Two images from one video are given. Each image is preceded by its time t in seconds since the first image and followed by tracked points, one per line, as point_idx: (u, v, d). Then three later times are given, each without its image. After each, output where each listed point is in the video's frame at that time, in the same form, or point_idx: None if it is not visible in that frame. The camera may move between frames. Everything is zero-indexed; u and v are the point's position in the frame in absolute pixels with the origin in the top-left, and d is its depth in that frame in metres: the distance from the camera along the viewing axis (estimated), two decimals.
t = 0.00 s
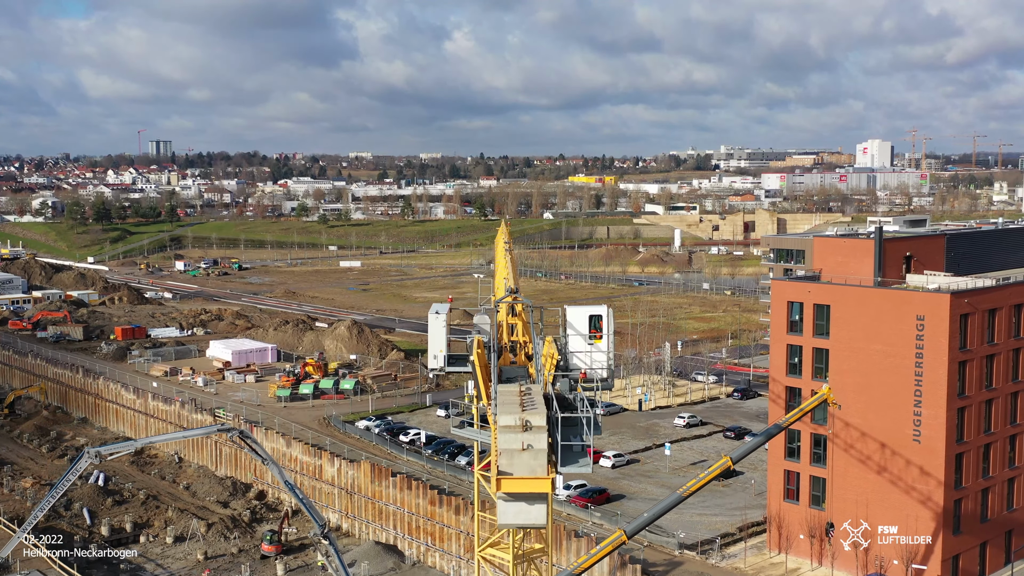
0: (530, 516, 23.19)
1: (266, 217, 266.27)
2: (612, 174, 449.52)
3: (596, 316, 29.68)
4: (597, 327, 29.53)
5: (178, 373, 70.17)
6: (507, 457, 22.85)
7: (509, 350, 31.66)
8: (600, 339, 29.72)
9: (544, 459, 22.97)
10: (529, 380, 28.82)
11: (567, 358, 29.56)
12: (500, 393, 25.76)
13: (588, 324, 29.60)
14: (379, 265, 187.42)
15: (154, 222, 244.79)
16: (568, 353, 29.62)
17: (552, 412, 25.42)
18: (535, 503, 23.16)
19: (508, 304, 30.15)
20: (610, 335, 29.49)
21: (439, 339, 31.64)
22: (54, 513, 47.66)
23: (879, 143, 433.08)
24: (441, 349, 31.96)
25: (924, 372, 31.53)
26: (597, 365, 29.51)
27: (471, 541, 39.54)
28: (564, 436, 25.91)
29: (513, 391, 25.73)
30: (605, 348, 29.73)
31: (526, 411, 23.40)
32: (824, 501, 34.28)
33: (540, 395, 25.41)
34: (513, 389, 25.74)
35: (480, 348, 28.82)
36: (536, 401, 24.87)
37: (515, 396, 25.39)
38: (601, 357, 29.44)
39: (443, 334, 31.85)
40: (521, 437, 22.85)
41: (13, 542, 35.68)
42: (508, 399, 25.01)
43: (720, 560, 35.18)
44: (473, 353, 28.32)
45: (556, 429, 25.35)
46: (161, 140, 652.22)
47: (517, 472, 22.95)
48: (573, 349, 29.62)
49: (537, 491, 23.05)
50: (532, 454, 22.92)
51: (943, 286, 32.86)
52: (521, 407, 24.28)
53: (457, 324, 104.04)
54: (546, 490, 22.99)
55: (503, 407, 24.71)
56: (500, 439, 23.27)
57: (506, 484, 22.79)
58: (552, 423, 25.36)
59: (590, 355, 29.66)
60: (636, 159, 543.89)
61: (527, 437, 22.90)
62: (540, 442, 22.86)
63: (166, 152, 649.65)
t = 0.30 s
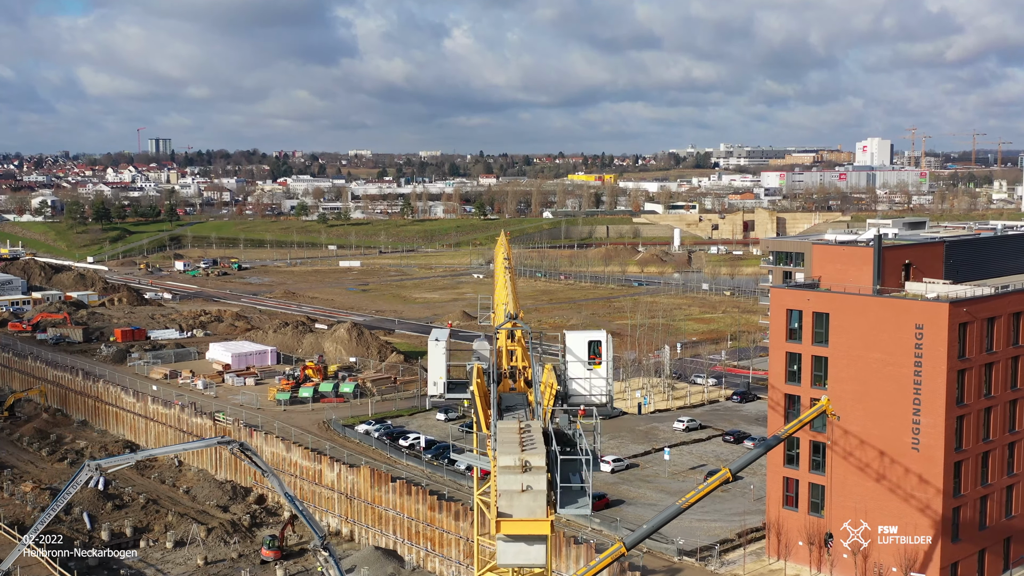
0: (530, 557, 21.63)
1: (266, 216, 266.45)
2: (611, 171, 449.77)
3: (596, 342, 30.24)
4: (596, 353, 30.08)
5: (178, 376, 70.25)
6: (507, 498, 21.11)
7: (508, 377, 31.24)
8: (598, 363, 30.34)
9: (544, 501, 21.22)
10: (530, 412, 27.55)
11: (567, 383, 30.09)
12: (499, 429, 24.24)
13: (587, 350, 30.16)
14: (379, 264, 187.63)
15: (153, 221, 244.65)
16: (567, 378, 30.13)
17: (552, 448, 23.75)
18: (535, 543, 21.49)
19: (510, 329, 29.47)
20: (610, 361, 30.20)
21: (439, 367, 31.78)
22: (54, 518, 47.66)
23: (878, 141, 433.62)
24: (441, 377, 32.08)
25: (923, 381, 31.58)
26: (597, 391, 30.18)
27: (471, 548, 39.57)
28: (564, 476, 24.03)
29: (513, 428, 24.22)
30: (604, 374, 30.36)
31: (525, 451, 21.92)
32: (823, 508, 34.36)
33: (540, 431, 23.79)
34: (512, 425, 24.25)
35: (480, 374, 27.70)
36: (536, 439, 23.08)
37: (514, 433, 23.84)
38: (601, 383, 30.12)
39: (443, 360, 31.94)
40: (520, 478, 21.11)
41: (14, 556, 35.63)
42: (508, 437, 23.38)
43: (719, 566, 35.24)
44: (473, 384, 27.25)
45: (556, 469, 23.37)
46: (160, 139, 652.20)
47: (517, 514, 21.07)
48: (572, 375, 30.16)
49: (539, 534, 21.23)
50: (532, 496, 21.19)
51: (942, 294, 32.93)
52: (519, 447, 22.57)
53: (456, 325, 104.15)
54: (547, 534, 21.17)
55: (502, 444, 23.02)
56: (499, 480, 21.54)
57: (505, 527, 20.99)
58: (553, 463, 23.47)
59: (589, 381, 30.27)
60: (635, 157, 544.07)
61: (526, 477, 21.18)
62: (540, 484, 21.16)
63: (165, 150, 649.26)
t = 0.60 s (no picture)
0: None
1: (265, 200, 266.19)
2: (611, 154, 449.29)
3: (593, 353, 28.90)
4: (597, 366, 28.80)
5: (178, 365, 70.44)
6: (508, 530, 20.71)
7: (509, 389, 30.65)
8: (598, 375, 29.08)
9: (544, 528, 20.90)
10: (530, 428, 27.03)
11: (566, 397, 28.78)
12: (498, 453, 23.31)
13: (586, 362, 28.83)
14: (378, 250, 187.58)
15: (152, 206, 244.19)
16: (566, 391, 28.81)
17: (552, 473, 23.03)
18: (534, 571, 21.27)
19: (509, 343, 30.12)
20: (610, 373, 28.82)
21: (440, 381, 31.54)
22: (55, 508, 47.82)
23: (878, 125, 433.43)
24: (441, 391, 31.87)
25: (922, 375, 31.66)
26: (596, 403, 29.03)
27: (471, 538, 39.78)
28: (563, 501, 23.26)
29: (512, 450, 23.43)
30: (605, 387, 29.03)
31: (524, 476, 21.25)
32: (821, 502, 34.48)
33: (540, 455, 22.99)
34: (512, 448, 23.44)
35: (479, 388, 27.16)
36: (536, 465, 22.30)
37: (514, 458, 22.96)
38: (601, 397, 28.85)
39: (444, 376, 31.72)
40: (520, 507, 20.70)
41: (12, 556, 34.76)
42: (507, 461, 22.58)
43: (718, 559, 35.42)
44: (473, 400, 26.64)
45: (556, 493, 22.47)
46: (159, 123, 650.71)
47: (517, 542, 20.80)
48: (571, 388, 28.84)
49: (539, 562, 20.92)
50: (532, 524, 20.87)
51: (942, 289, 33.01)
52: (519, 472, 21.87)
53: (456, 313, 104.36)
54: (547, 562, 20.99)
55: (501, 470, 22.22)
56: (497, 506, 21.05)
57: (504, 555, 20.88)
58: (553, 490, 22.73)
59: (589, 395, 28.99)
60: (634, 141, 542.71)
61: (526, 506, 20.74)
62: (540, 512, 20.77)
63: (163, 134, 648.33)
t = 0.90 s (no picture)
0: None
1: (264, 180, 265.48)
2: (611, 132, 447.72)
3: (593, 363, 28.86)
4: (596, 375, 28.71)
5: (178, 349, 70.54)
6: (509, 553, 19.90)
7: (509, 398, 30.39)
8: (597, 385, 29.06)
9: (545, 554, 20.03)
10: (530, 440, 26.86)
11: (566, 407, 28.91)
12: (498, 474, 22.96)
13: (585, 371, 28.79)
14: (378, 231, 187.32)
15: (151, 186, 243.48)
16: (566, 400, 28.96)
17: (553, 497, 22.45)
18: None
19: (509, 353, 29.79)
20: (609, 383, 28.75)
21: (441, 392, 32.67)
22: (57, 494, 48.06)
23: (879, 103, 431.85)
24: (442, 401, 33.32)
25: (920, 366, 31.72)
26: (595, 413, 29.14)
27: (471, 525, 39.95)
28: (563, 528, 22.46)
29: (513, 472, 23.03)
30: (604, 397, 29.12)
31: (525, 503, 20.70)
32: (820, 491, 34.64)
33: (541, 478, 22.60)
34: (513, 470, 23.05)
35: (480, 400, 27.48)
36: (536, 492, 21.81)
37: (514, 479, 22.58)
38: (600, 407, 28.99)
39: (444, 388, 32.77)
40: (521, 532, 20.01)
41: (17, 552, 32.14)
42: (507, 484, 22.11)
43: (717, 548, 35.57)
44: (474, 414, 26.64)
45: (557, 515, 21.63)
46: (158, 101, 648.06)
47: (517, 568, 19.83)
48: (571, 398, 28.97)
49: None
50: (532, 550, 20.07)
51: (940, 279, 33.04)
52: (519, 498, 21.32)
53: (456, 296, 104.33)
54: None
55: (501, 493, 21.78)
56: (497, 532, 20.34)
57: None
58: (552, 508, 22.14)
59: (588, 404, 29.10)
60: (635, 119, 540.43)
61: (526, 531, 20.05)
62: (540, 537, 20.05)
63: (162, 112, 645.75)
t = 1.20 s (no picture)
0: None
1: (263, 159, 264.86)
2: (611, 110, 446.55)
3: (592, 373, 28.39)
4: (595, 385, 28.39)
5: (179, 334, 70.67)
6: None
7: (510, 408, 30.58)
8: (597, 394, 28.61)
9: None
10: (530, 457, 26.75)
11: (565, 416, 28.58)
12: (497, 495, 22.33)
13: (584, 381, 28.40)
14: (377, 212, 187.23)
15: (150, 166, 242.81)
16: (565, 410, 28.59)
17: (552, 519, 21.91)
18: None
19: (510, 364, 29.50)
20: (609, 393, 28.48)
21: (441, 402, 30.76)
22: (59, 480, 48.34)
23: (879, 81, 430.73)
24: (442, 413, 31.11)
25: (919, 356, 31.78)
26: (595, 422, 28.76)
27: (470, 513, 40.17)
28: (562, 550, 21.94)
29: (512, 493, 22.43)
30: (603, 406, 28.71)
31: (525, 525, 19.93)
32: (818, 479, 34.80)
33: (540, 500, 21.91)
34: (512, 491, 22.49)
35: (479, 411, 27.18)
36: (535, 510, 21.23)
37: (514, 501, 21.95)
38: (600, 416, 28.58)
39: (443, 397, 30.81)
40: (520, 557, 19.13)
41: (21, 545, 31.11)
42: (506, 504, 21.51)
43: (716, 536, 35.76)
44: (473, 428, 26.65)
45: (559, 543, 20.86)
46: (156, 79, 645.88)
47: None
48: (571, 408, 28.63)
49: None
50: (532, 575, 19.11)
51: (939, 270, 33.13)
52: (519, 520, 20.62)
53: (455, 278, 104.38)
54: None
55: (500, 514, 21.16)
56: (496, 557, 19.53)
57: None
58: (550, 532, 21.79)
59: (587, 413, 28.69)
60: (635, 97, 538.61)
61: (527, 556, 19.14)
62: (541, 562, 19.15)
63: (160, 90, 643.88)
